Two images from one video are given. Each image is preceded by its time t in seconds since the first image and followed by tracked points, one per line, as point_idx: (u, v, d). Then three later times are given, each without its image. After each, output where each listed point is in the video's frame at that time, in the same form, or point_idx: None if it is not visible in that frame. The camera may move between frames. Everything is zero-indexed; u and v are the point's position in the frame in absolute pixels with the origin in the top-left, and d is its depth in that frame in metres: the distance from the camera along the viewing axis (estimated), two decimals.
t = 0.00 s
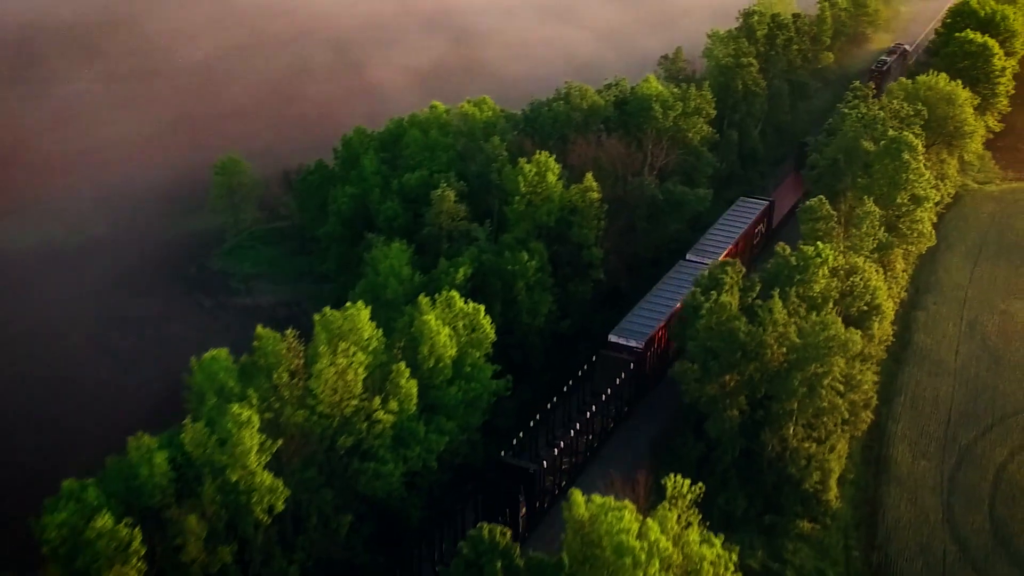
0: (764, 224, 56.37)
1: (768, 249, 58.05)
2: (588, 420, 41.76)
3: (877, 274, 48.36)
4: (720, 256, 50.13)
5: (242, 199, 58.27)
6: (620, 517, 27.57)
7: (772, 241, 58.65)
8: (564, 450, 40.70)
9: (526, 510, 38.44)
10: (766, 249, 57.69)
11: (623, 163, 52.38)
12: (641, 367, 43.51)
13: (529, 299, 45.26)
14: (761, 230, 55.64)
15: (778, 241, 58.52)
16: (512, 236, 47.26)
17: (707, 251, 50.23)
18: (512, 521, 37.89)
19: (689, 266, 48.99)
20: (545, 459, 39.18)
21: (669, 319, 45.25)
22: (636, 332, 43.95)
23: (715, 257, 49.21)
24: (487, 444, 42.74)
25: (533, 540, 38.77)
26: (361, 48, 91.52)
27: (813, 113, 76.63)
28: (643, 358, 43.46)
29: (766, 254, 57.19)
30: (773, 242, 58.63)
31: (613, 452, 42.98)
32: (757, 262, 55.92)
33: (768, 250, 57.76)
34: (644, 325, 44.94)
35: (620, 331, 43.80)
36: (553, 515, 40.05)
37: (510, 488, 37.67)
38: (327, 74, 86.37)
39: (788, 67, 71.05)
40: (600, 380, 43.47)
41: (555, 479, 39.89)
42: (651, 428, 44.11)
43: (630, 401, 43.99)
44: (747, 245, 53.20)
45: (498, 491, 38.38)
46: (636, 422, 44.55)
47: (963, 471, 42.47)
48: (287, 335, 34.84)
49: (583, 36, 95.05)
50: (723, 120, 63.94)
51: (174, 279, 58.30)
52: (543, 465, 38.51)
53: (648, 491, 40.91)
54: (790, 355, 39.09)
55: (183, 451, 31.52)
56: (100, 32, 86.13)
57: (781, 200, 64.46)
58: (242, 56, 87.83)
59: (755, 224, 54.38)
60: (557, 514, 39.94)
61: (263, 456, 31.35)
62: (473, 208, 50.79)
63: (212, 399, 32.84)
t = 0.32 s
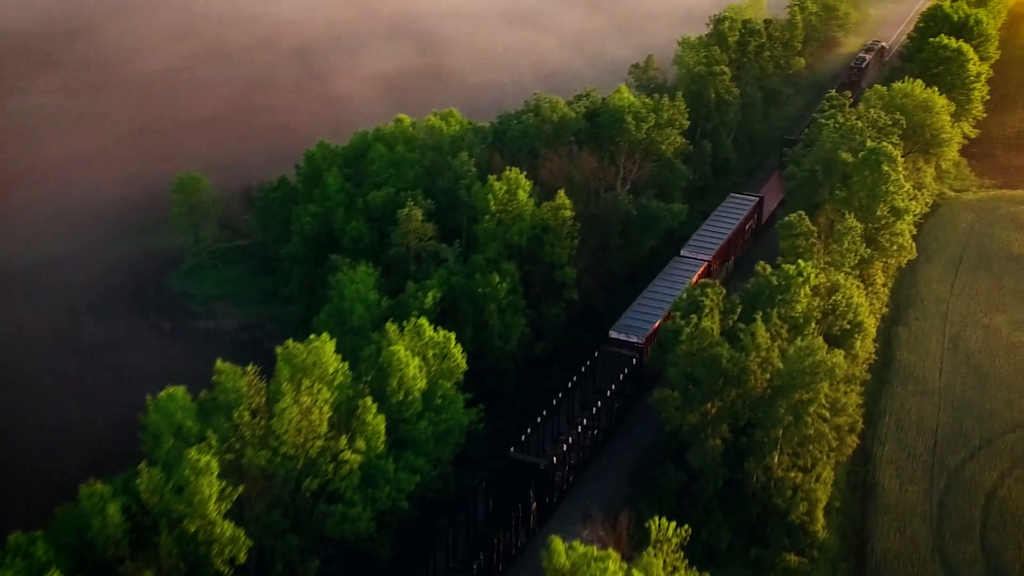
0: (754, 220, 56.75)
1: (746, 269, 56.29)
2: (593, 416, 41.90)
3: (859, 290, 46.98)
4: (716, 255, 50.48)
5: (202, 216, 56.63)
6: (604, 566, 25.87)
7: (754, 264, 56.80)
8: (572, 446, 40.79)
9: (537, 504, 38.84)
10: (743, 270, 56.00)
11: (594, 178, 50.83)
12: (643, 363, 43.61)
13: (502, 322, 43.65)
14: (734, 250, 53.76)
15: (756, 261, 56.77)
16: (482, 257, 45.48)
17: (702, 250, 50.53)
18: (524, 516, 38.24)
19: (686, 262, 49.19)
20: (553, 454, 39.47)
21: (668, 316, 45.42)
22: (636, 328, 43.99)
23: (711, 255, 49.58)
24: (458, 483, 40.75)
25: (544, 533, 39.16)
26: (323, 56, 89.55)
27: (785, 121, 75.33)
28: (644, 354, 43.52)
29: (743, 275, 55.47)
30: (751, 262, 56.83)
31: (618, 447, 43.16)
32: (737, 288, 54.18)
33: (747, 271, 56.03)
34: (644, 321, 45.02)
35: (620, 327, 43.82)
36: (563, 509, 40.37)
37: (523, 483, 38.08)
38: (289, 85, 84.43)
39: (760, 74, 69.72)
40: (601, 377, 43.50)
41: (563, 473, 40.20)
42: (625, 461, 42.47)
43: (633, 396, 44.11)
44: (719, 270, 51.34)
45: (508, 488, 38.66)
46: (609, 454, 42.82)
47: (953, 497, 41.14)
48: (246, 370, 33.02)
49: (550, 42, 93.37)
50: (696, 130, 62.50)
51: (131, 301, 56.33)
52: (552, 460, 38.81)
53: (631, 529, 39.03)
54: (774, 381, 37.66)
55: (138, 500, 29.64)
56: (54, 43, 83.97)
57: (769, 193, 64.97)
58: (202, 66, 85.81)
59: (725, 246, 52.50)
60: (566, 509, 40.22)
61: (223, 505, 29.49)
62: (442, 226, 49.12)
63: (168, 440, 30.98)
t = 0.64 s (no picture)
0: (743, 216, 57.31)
1: (725, 285, 54.76)
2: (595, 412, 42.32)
3: (841, 308, 45.70)
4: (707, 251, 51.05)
5: (160, 237, 54.72)
6: None
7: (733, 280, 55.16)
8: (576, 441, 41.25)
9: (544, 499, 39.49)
10: (721, 285, 54.50)
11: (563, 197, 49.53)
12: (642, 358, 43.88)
13: (472, 347, 41.97)
14: (710, 266, 52.29)
15: (735, 276, 55.20)
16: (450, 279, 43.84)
17: (693, 246, 51.05)
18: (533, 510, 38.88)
19: (678, 260, 49.68)
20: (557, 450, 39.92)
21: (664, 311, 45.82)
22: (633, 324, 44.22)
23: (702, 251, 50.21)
24: (427, 532, 39.15)
25: (550, 528, 39.80)
26: (284, 66, 87.57)
27: (757, 129, 74.00)
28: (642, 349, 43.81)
29: (720, 292, 53.97)
30: (730, 277, 55.29)
31: (617, 445, 43.61)
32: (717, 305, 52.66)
33: (727, 286, 54.51)
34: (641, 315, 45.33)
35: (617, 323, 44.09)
36: (567, 504, 40.98)
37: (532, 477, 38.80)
38: (251, 96, 82.45)
39: (732, 83, 68.67)
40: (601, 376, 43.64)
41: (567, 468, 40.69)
42: (598, 498, 41.10)
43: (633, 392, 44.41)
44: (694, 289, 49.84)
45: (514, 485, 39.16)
46: (577, 494, 41.35)
47: (942, 525, 39.79)
48: (205, 410, 31.20)
49: (516, 50, 91.71)
50: (669, 141, 60.99)
51: (86, 325, 54.35)
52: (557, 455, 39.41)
53: None
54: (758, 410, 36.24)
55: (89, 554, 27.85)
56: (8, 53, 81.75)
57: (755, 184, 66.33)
58: (160, 76, 83.72)
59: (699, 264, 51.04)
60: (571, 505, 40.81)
61: (180, 560, 27.78)
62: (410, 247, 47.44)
63: (122, 487, 29.14)
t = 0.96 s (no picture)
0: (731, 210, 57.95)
1: (698, 309, 53.28)
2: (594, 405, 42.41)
3: (823, 328, 44.34)
4: (696, 246, 51.59)
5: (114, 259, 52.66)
6: None
7: (710, 302, 53.63)
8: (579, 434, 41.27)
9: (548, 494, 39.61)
10: (694, 311, 53.05)
11: (538, 217, 49.25)
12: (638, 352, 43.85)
13: (442, 376, 40.36)
14: (681, 294, 50.85)
15: (709, 300, 53.72)
16: (418, 304, 42.30)
17: (682, 242, 51.56)
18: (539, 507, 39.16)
19: (668, 255, 50.13)
20: (561, 444, 39.67)
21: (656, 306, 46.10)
22: (628, 320, 44.27)
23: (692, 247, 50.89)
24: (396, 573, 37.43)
25: (557, 522, 40.18)
26: (244, 77, 85.57)
27: (728, 138, 72.75)
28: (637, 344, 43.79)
29: (695, 318, 52.51)
30: (704, 300, 53.79)
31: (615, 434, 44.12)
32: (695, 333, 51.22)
33: (702, 310, 53.04)
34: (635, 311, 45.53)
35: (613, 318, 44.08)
36: (572, 498, 41.30)
37: (535, 476, 38.76)
38: (210, 109, 80.46)
39: (704, 92, 67.64)
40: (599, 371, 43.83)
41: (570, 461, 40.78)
42: (575, 536, 39.53)
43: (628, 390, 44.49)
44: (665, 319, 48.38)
45: (518, 481, 39.12)
46: (551, 535, 39.69)
47: (932, 555, 38.45)
48: (161, 457, 29.47)
49: (480, 58, 90.18)
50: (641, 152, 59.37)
51: (38, 352, 52.26)
52: (562, 450, 39.20)
53: None
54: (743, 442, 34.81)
55: None
56: None
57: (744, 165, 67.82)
58: (116, 89, 81.58)
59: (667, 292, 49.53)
60: (574, 499, 41.08)
61: None
62: (376, 270, 45.76)
63: (72, 542, 27.42)
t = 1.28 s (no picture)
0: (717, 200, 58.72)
1: (677, 327, 51.76)
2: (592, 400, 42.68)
3: (806, 350, 42.91)
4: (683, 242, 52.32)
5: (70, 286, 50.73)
6: None
7: (689, 320, 52.13)
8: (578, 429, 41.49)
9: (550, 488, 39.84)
10: (673, 329, 51.58)
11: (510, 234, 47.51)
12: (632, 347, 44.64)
13: (413, 408, 38.69)
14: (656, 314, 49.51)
15: (688, 317, 52.27)
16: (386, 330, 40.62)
17: (670, 238, 52.35)
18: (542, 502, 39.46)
19: (657, 252, 50.95)
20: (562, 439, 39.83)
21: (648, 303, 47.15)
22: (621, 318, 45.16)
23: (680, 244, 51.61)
24: None
25: (557, 518, 40.36)
26: (203, 89, 83.58)
27: (700, 146, 71.30)
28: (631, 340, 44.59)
29: (674, 336, 51.07)
30: (682, 317, 52.36)
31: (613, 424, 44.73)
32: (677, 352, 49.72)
33: (682, 328, 51.59)
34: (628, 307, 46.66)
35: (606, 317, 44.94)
36: (571, 491, 41.55)
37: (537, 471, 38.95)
38: (169, 122, 78.42)
39: (675, 100, 66.31)
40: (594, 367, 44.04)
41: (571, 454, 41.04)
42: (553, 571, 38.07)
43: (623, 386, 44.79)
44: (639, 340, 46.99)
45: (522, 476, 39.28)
46: (528, 574, 38.08)
47: None
48: (116, 509, 27.66)
49: (446, 65, 88.52)
50: (612, 164, 57.82)
51: None
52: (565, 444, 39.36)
53: None
54: (729, 477, 33.30)
55: None
56: None
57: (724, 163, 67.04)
58: (70, 102, 79.40)
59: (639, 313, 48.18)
60: (573, 496, 41.34)
61: None
62: (342, 294, 44.07)
63: None
